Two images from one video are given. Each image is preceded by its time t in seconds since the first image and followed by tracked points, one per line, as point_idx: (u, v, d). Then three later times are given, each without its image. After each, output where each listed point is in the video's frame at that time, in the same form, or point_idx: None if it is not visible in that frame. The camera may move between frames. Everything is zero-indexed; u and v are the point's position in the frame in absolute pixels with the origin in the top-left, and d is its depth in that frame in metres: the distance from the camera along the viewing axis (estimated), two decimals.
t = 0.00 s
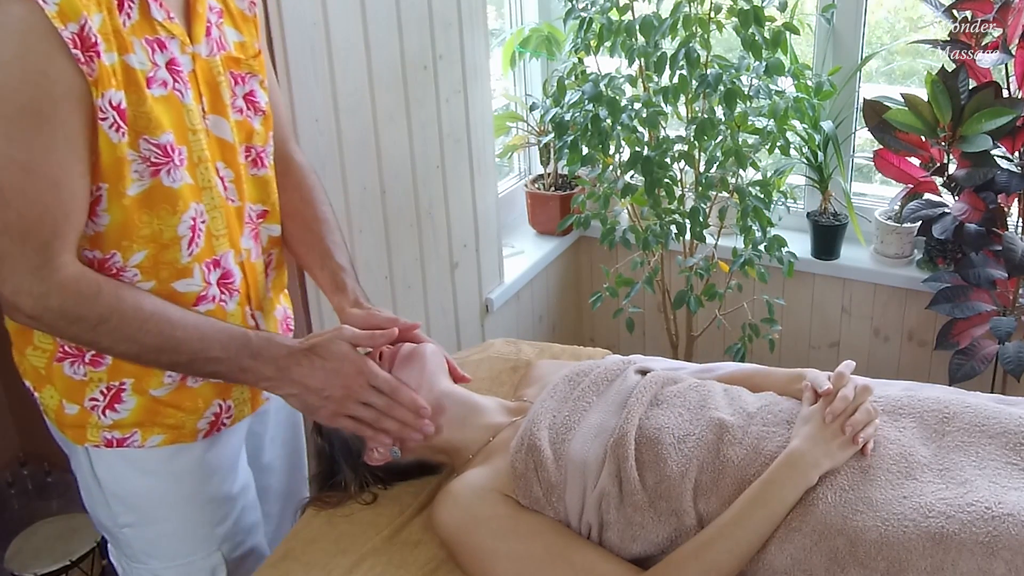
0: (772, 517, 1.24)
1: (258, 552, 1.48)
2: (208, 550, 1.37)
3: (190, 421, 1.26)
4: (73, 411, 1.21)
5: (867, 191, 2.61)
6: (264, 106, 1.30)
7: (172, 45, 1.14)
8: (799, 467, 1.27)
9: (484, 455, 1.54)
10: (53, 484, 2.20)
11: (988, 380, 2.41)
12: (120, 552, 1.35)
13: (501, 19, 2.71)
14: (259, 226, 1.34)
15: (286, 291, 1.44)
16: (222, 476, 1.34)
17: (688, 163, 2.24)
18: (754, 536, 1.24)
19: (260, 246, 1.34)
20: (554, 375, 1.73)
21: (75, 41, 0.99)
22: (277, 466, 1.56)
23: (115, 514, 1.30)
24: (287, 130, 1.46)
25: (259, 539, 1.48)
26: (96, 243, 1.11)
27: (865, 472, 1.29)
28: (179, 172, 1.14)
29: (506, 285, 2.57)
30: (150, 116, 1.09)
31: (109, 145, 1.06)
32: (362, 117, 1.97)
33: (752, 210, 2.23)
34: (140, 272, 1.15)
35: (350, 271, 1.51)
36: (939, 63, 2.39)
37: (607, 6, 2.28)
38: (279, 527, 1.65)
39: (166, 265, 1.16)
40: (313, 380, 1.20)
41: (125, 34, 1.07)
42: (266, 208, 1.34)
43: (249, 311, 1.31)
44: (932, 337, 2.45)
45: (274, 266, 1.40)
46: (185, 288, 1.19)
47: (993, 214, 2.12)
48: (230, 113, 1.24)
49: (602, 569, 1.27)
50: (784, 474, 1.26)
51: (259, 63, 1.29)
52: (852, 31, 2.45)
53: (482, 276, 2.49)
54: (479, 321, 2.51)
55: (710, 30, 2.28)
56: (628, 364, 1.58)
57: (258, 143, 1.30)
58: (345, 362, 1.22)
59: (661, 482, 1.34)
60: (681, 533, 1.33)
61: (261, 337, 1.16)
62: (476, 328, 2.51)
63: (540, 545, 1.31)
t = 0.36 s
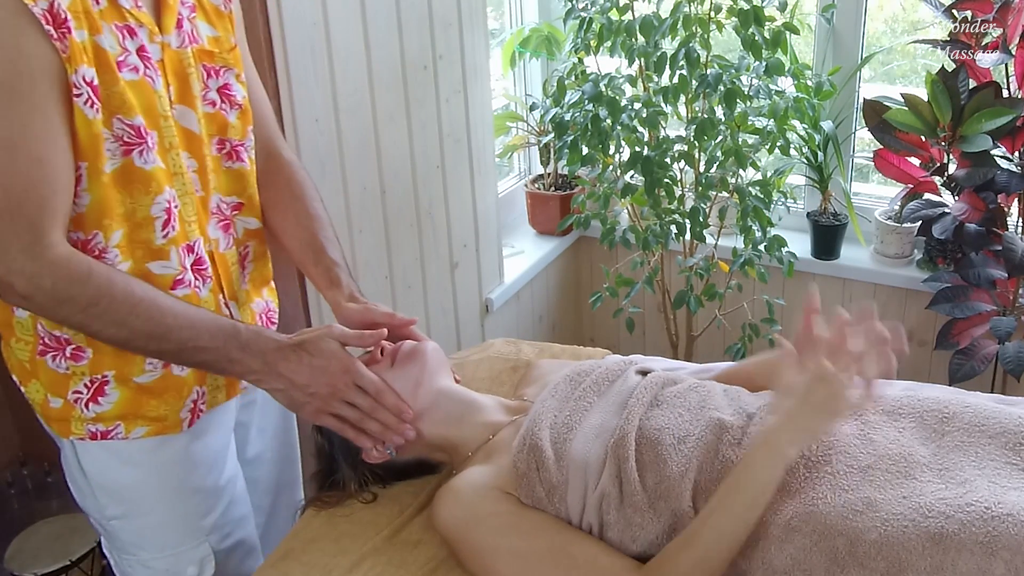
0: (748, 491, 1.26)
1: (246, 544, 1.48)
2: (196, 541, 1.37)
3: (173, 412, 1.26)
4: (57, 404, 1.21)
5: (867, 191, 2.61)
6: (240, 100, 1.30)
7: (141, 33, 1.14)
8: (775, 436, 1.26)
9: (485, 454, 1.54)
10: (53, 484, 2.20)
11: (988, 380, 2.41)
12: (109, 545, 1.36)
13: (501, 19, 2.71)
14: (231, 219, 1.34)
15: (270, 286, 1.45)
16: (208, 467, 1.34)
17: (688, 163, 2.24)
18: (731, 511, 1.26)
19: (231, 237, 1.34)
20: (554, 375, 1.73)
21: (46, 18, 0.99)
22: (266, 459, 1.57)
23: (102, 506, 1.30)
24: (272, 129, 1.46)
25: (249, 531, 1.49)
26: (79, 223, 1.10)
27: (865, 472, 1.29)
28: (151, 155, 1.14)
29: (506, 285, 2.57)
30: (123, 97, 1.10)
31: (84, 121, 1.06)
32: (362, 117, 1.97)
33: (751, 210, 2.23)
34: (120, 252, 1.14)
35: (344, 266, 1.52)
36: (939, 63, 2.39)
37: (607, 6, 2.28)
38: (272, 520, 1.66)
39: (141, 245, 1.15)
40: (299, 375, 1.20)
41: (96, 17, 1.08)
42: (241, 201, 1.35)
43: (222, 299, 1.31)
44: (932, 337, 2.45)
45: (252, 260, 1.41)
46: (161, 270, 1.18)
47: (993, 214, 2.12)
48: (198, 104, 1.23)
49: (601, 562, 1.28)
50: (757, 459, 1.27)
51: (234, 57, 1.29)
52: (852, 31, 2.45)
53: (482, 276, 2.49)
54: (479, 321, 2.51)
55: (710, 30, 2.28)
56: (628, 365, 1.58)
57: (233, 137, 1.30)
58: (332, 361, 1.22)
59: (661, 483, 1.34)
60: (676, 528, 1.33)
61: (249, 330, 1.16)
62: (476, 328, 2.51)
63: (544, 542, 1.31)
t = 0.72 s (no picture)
0: (676, 422, 1.18)
1: (258, 542, 1.48)
2: (206, 538, 1.37)
3: (175, 409, 1.26)
4: (58, 404, 1.21)
5: (867, 191, 2.61)
6: (231, 98, 1.30)
7: (132, 31, 1.14)
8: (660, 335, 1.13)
9: (486, 455, 1.53)
10: (53, 484, 2.20)
11: (988, 380, 2.40)
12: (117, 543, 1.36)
13: (501, 19, 2.71)
14: (226, 217, 1.34)
15: (269, 285, 1.45)
16: (214, 465, 1.34)
17: (688, 163, 2.24)
18: (676, 448, 1.18)
19: (227, 235, 1.34)
20: (554, 375, 1.73)
21: (34, 16, 1.00)
22: (266, 457, 1.57)
23: (109, 506, 1.30)
24: (268, 124, 1.47)
25: (257, 527, 1.48)
26: (66, 222, 1.11)
27: (865, 473, 1.29)
28: (140, 152, 1.14)
29: (506, 285, 2.57)
30: (110, 95, 1.10)
31: (71, 119, 1.05)
32: (362, 117, 1.97)
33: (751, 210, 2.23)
34: (108, 250, 1.14)
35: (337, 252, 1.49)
36: (939, 63, 2.39)
37: (607, 6, 2.28)
38: (273, 519, 1.65)
39: (129, 242, 1.16)
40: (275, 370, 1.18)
41: (84, 15, 1.08)
42: (234, 199, 1.35)
43: (221, 296, 1.30)
44: (932, 337, 2.45)
45: (246, 258, 1.40)
46: (150, 266, 1.18)
47: (993, 214, 2.12)
48: (192, 102, 1.23)
49: (600, 524, 1.26)
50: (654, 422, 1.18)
51: (226, 56, 1.29)
52: (853, 31, 2.45)
53: (482, 276, 2.49)
54: (479, 321, 2.51)
55: (710, 29, 2.28)
56: (628, 364, 1.58)
57: (225, 135, 1.31)
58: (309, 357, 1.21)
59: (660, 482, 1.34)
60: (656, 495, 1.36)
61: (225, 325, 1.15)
62: (476, 328, 2.51)
63: (536, 524, 1.30)
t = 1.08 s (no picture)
0: (598, 320, 1.21)
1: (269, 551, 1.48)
2: (221, 549, 1.37)
3: (195, 419, 1.25)
4: (78, 412, 1.21)
5: (867, 191, 2.61)
6: (254, 103, 1.30)
7: (159, 35, 1.13)
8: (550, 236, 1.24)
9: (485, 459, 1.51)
10: (53, 484, 2.20)
11: (988, 380, 2.41)
12: (133, 552, 1.35)
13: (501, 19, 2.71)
14: (251, 224, 1.33)
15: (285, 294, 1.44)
16: (232, 476, 1.33)
17: (688, 162, 2.24)
18: (605, 346, 1.20)
19: (252, 243, 1.33)
20: (554, 375, 1.73)
21: (54, 25, 0.99)
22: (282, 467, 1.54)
23: (126, 515, 1.30)
24: (278, 123, 1.43)
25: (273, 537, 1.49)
26: (81, 230, 1.10)
27: (865, 472, 1.29)
28: (161, 161, 1.13)
29: (505, 285, 2.57)
30: (132, 103, 1.09)
31: (88, 130, 1.05)
32: (362, 117, 1.97)
33: (751, 210, 2.23)
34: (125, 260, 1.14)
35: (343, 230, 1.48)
36: (939, 63, 2.39)
37: (607, 6, 2.28)
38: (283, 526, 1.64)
39: (149, 252, 1.15)
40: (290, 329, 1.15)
41: (109, 22, 1.07)
42: (257, 206, 1.34)
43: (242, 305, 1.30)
44: (932, 337, 2.45)
45: (267, 266, 1.40)
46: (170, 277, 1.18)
47: (993, 214, 2.12)
48: (219, 107, 1.23)
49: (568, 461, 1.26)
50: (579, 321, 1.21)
51: (247, 61, 1.29)
52: (852, 31, 2.45)
53: (482, 276, 2.49)
54: (479, 321, 2.51)
55: (710, 29, 2.28)
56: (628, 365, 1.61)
57: (248, 140, 1.30)
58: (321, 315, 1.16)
59: (660, 481, 1.34)
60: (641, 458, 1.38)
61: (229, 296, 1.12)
62: (476, 328, 2.50)
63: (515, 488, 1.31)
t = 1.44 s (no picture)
0: (561, 277, 1.26)
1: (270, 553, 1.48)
2: (230, 556, 1.37)
3: (214, 427, 1.25)
4: (96, 417, 1.20)
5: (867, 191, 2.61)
6: (285, 114, 1.29)
7: (205, 52, 1.12)
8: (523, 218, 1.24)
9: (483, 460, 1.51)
10: (53, 484, 2.20)
11: (988, 380, 2.41)
12: (142, 556, 1.35)
13: (501, 19, 2.71)
14: (276, 235, 1.33)
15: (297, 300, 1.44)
16: (247, 481, 1.34)
17: (688, 163, 2.24)
18: (571, 307, 1.26)
19: (277, 254, 1.33)
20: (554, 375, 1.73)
21: (114, 43, 0.98)
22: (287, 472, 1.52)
23: (139, 520, 1.29)
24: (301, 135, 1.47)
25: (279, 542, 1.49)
26: (127, 240, 1.10)
27: (866, 472, 1.29)
28: (208, 178, 1.13)
29: (505, 286, 2.57)
30: (184, 121, 1.09)
31: (141, 148, 1.05)
32: (362, 117, 1.97)
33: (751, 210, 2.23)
34: (166, 272, 1.14)
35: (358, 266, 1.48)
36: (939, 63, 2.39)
37: (607, 6, 2.28)
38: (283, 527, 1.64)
39: (191, 265, 1.15)
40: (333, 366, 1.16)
41: (161, 38, 1.06)
42: (281, 216, 1.34)
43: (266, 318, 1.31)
44: (932, 337, 2.45)
45: (286, 275, 1.38)
46: (210, 293, 1.18)
47: (993, 214, 2.12)
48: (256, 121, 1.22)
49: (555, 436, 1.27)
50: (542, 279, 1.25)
51: (282, 72, 1.28)
52: (852, 31, 2.45)
53: (482, 276, 2.49)
54: (479, 321, 2.51)
55: (710, 30, 2.28)
56: (628, 363, 1.60)
57: (277, 151, 1.29)
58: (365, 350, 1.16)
59: (659, 480, 1.33)
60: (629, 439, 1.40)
61: (280, 325, 1.14)
62: (476, 328, 2.50)
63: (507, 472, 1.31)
